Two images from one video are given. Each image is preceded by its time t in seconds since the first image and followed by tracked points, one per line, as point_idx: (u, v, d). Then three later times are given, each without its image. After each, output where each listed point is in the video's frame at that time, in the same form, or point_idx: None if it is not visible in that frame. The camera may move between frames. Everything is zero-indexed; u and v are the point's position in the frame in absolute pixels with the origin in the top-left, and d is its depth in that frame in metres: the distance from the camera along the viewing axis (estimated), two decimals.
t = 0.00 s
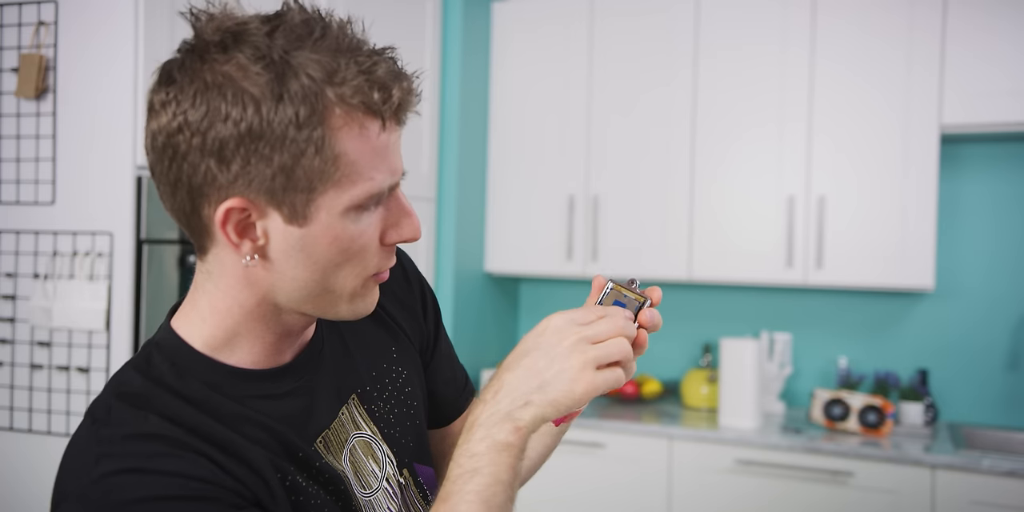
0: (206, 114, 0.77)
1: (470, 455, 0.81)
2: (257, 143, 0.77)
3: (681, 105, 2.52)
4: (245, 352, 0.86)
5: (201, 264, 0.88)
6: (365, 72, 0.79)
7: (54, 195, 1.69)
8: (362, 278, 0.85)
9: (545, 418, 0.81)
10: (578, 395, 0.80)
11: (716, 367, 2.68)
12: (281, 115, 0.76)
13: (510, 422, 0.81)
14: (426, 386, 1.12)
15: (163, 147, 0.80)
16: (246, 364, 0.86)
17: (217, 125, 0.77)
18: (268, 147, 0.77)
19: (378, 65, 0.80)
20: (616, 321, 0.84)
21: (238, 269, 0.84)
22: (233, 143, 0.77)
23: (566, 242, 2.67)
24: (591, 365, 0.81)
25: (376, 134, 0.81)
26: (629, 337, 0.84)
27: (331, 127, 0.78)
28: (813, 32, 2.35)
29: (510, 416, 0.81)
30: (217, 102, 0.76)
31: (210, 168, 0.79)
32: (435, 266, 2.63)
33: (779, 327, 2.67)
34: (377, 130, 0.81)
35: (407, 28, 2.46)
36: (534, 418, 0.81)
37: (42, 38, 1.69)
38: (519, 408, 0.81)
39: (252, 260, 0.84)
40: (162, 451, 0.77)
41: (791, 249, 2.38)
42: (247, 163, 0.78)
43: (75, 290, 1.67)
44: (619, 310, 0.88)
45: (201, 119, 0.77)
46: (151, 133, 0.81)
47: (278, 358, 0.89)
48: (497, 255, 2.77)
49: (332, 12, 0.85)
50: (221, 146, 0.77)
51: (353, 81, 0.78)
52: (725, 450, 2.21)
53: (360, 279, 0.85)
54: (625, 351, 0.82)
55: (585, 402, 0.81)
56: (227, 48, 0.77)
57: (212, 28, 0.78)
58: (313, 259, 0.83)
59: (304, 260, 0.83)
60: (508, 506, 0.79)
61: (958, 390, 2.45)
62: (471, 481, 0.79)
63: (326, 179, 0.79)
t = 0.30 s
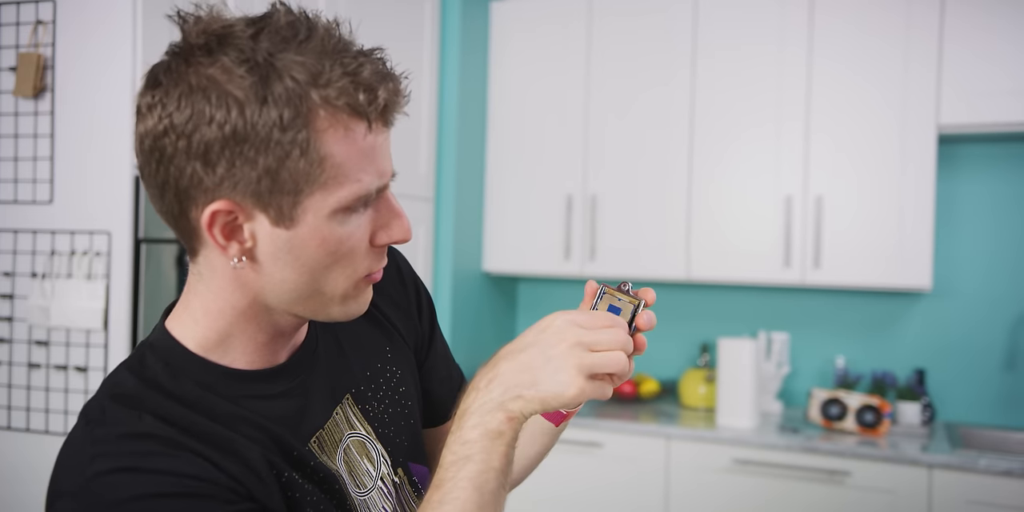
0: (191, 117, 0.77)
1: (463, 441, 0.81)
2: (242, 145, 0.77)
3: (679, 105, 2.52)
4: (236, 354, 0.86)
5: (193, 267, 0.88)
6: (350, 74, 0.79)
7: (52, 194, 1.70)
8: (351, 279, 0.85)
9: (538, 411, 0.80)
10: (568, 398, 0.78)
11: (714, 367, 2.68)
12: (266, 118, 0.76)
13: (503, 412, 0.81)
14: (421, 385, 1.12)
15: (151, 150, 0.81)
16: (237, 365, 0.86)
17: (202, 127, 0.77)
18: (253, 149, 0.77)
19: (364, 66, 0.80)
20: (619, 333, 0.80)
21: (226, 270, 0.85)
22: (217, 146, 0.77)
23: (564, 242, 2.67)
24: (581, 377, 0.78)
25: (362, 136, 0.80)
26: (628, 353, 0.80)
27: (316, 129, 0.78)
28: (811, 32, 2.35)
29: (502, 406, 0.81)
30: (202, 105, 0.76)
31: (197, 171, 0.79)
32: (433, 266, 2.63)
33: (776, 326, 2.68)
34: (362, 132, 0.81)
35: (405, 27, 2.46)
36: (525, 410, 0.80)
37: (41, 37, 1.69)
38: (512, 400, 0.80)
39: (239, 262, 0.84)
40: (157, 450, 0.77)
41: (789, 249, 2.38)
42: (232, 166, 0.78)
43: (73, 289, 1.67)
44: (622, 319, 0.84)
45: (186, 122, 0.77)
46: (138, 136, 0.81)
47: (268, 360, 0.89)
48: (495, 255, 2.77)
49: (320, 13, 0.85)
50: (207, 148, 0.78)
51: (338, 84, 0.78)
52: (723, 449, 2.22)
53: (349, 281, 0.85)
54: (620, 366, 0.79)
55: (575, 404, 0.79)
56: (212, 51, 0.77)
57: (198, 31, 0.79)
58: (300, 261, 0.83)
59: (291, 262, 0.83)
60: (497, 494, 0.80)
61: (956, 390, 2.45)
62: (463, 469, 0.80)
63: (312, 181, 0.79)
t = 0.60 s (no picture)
0: (184, 117, 0.77)
1: (474, 441, 0.81)
2: (235, 145, 0.77)
3: (679, 105, 2.52)
4: (234, 354, 0.86)
5: (191, 268, 0.89)
6: (344, 74, 0.79)
7: (52, 195, 1.70)
8: (349, 280, 0.85)
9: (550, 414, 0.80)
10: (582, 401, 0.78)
11: (714, 367, 2.68)
12: (258, 117, 0.76)
13: (515, 413, 0.81)
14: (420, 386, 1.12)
15: (146, 151, 0.81)
16: (236, 365, 0.87)
17: (196, 128, 0.77)
18: (246, 149, 0.77)
19: (357, 66, 0.80)
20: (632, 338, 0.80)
21: (223, 270, 0.85)
22: (211, 146, 0.78)
23: (564, 242, 2.67)
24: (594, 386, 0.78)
25: (356, 136, 0.80)
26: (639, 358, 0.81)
27: (310, 128, 0.78)
28: (810, 33, 2.35)
29: (514, 407, 0.81)
30: (195, 105, 0.77)
31: (191, 172, 0.80)
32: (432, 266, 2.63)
33: (775, 326, 2.68)
34: (356, 130, 0.80)
35: (405, 28, 2.46)
36: (537, 412, 0.80)
37: (40, 38, 1.69)
38: (525, 401, 0.80)
39: (235, 262, 0.84)
40: (156, 449, 0.78)
41: (788, 249, 2.38)
42: (226, 165, 0.78)
43: (73, 290, 1.67)
44: (633, 326, 0.84)
45: (180, 122, 0.78)
46: (134, 137, 0.82)
47: (267, 360, 0.89)
48: (495, 256, 2.77)
49: (315, 14, 0.85)
50: (200, 148, 0.78)
51: (331, 83, 0.78)
52: (722, 449, 2.22)
53: (346, 281, 0.85)
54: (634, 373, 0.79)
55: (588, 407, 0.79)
56: (206, 52, 0.78)
57: (192, 31, 0.79)
58: (296, 260, 0.83)
59: (287, 262, 0.83)
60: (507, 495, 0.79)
61: (956, 390, 2.45)
62: (473, 468, 0.79)
63: (306, 180, 0.79)
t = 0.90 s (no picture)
0: (187, 118, 0.78)
1: (478, 448, 0.81)
2: (238, 144, 0.77)
3: (682, 105, 2.52)
4: (243, 353, 0.87)
5: (197, 269, 0.89)
6: (344, 70, 0.79)
7: (55, 195, 1.70)
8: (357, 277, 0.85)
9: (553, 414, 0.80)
10: (583, 392, 0.78)
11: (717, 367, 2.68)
12: (260, 115, 0.76)
13: (517, 417, 0.80)
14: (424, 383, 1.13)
15: (151, 152, 0.81)
16: (244, 365, 0.87)
17: (198, 128, 0.77)
18: (249, 148, 0.78)
19: (357, 62, 0.80)
20: (627, 320, 0.80)
21: (230, 269, 0.85)
22: (214, 146, 0.78)
23: (566, 242, 2.67)
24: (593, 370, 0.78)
25: (358, 132, 0.80)
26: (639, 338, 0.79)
27: (312, 125, 0.78)
28: (813, 33, 2.35)
29: (517, 412, 0.81)
30: (198, 105, 0.77)
31: (196, 172, 0.80)
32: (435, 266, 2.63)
33: (778, 326, 2.68)
34: (359, 127, 0.80)
35: (408, 28, 2.47)
36: (540, 414, 0.80)
37: (44, 38, 1.69)
38: (527, 404, 0.81)
39: (242, 261, 0.84)
40: (164, 450, 0.78)
41: (791, 249, 2.38)
42: (229, 164, 0.79)
43: (78, 290, 1.67)
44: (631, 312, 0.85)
45: (184, 123, 0.78)
46: (138, 139, 0.82)
47: (274, 359, 0.89)
48: (498, 255, 2.78)
49: (315, 11, 0.85)
50: (204, 149, 0.78)
51: (332, 79, 0.78)
52: (726, 448, 2.22)
53: (355, 279, 0.85)
54: (633, 352, 0.77)
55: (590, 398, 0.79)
56: (207, 52, 0.78)
57: (192, 32, 0.79)
58: (302, 258, 0.83)
59: (293, 260, 0.83)
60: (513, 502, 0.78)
61: (959, 389, 2.45)
62: (477, 475, 0.79)
63: (310, 178, 0.79)
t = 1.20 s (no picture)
0: (186, 112, 0.78)
1: (488, 451, 0.80)
2: (237, 138, 0.78)
3: (685, 102, 2.52)
4: (248, 350, 0.87)
5: (201, 265, 0.89)
6: (344, 62, 0.79)
7: (59, 192, 1.70)
8: (358, 270, 0.86)
9: (564, 413, 0.79)
10: (595, 385, 0.79)
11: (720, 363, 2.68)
12: (259, 109, 0.76)
13: (529, 420, 0.80)
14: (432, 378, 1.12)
15: (151, 148, 0.82)
16: (250, 362, 0.87)
17: (198, 122, 0.78)
18: (249, 142, 0.78)
19: (357, 55, 0.80)
20: (630, 310, 0.83)
21: (233, 265, 0.85)
22: (214, 140, 0.78)
23: (569, 238, 2.67)
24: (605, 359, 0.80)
25: (358, 124, 0.80)
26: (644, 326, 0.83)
27: (312, 118, 0.78)
28: (816, 31, 2.34)
29: (528, 414, 0.80)
30: (196, 100, 0.77)
31: (196, 166, 0.80)
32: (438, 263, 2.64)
33: (780, 323, 2.68)
34: (359, 119, 0.80)
35: (410, 25, 2.46)
36: (552, 415, 0.79)
37: (48, 35, 1.70)
38: (537, 405, 0.80)
39: (244, 256, 0.84)
40: (172, 448, 0.79)
41: (794, 246, 2.38)
42: (230, 159, 0.79)
43: (81, 287, 1.67)
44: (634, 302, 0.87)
45: (183, 118, 0.78)
46: (139, 135, 0.82)
47: (280, 355, 0.89)
48: (500, 252, 2.78)
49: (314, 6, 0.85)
50: (204, 143, 0.78)
51: (331, 72, 0.78)
52: (729, 445, 2.22)
53: (357, 273, 0.86)
54: (643, 341, 0.80)
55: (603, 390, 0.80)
56: (206, 46, 0.78)
57: (191, 26, 0.79)
58: (304, 252, 0.83)
59: (296, 255, 0.83)
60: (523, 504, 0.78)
61: (961, 385, 2.45)
62: (487, 477, 0.78)
63: (310, 171, 0.79)
